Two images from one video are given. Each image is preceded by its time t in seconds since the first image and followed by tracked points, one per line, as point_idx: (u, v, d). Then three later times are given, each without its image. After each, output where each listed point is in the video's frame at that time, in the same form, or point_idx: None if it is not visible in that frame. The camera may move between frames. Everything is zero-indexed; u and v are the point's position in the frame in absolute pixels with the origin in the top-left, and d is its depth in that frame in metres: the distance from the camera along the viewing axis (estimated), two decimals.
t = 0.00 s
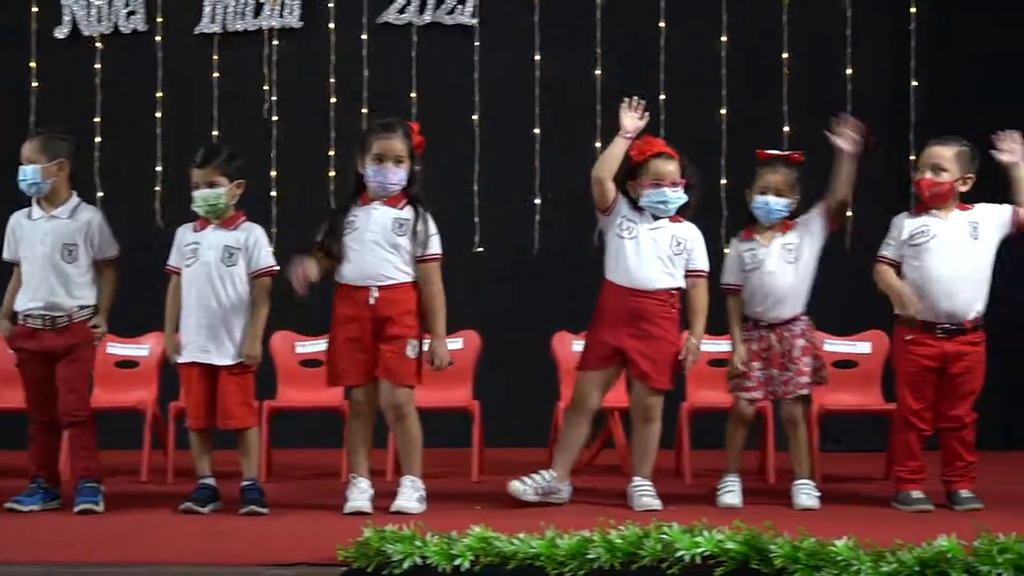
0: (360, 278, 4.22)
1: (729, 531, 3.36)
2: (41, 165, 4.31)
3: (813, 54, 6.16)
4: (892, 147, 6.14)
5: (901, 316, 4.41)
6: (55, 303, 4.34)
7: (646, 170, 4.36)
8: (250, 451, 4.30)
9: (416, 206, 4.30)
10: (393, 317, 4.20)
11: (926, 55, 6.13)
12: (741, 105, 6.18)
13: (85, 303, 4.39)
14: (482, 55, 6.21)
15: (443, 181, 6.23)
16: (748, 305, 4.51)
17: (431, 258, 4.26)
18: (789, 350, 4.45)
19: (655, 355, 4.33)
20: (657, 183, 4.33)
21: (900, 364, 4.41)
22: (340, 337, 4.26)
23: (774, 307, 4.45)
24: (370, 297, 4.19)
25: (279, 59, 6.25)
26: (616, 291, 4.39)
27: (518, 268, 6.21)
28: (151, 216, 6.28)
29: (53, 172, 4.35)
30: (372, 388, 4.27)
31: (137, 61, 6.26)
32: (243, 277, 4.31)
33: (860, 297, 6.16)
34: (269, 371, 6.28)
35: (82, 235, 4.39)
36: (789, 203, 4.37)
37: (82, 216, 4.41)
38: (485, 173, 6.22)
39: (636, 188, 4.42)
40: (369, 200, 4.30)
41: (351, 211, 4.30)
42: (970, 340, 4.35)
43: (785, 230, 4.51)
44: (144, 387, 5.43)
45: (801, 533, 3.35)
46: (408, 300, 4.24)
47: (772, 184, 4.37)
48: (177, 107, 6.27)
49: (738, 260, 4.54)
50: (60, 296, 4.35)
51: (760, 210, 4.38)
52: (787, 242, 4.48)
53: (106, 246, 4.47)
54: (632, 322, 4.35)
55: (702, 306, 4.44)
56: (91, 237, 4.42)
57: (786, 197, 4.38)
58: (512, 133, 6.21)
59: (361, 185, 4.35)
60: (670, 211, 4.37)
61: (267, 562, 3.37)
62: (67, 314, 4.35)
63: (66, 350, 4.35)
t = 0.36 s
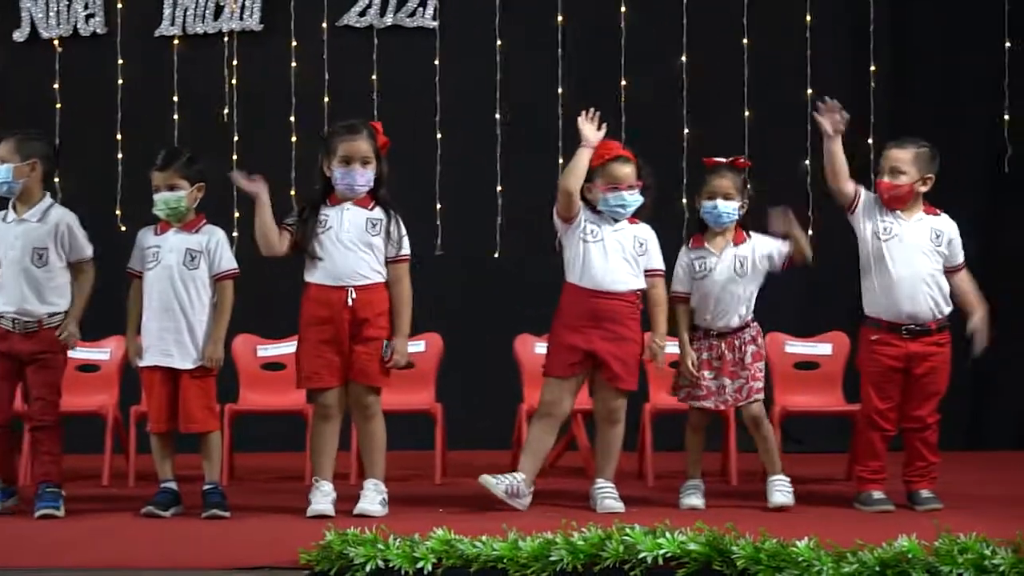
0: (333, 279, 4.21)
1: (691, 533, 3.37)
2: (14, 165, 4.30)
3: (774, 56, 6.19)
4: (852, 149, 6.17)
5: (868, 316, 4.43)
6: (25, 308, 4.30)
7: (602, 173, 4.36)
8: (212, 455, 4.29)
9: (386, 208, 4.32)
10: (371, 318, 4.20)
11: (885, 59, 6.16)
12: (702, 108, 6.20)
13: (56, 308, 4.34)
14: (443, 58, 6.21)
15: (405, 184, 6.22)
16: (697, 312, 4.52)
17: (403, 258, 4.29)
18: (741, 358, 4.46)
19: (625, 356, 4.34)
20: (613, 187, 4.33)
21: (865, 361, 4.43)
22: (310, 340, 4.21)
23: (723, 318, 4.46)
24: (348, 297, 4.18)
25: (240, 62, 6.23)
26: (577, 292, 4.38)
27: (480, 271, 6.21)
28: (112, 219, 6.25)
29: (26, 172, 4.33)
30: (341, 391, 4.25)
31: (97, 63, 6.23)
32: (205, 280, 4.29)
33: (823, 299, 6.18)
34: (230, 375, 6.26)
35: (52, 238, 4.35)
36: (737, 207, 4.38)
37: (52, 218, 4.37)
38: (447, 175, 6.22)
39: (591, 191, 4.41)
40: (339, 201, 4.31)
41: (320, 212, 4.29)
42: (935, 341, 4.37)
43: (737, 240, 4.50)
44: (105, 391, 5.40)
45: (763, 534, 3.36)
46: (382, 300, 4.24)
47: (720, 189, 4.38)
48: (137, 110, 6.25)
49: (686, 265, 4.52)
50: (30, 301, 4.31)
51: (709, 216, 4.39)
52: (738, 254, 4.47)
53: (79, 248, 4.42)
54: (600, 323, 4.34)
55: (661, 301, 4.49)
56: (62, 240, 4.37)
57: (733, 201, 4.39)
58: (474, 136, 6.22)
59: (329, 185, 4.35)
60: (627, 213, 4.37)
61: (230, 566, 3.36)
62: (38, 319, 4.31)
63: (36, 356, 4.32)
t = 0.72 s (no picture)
0: (324, 280, 4.20)
1: (680, 534, 3.38)
2: None
3: (762, 58, 6.20)
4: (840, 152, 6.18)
5: (857, 317, 4.44)
6: None
7: (572, 168, 4.37)
8: (200, 457, 4.29)
9: (380, 210, 4.32)
10: (363, 321, 4.19)
11: (872, 61, 6.18)
12: (690, 111, 6.21)
13: (26, 307, 4.32)
14: (431, 60, 6.22)
15: (394, 186, 6.23)
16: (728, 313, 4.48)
17: (396, 260, 4.30)
18: (764, 359, 4.39)
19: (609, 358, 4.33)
20: (584, 179, 4.34)
21: (854, 363, 4.44)
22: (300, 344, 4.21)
23: (745, 320, 4.42)
24: (339, 299, 4.17)
25: (228, 64, 6.23)
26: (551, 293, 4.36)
27: (469, 273, 6.21)
28: (100, 221, 6.24)
29: None
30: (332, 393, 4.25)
31: (84, 66, 6.23)
32: (193, 283, 4.29)
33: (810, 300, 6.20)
34: (218, 377, 6.26)
35: (21, 236, 4.33)
36: (771, 206, 4.33)
37: (23, 217, 4.35)
38: (435, 178, 6.22)
39: (559, 186, 4.40)
40: (332, 203, 4.31)
41: (314, 214, 4.29)
42: (922, 343, 4.38)
43: (771, 247, 4.41)
44: (93, 394, 5.40)
45: (751, 536, 3.36)
46: (374, 303, 4.24)
47: (751, 188, 4.33)
48: (125, 112, 6.24)
49: (723, 266, 4.50)
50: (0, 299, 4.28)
51: (744, 216, 4.35)
52: (766, 262, 4.39)
53: (50, 247, 4.39)
54: (584, 324, 4.33)
55: (631, 300, 4.51)
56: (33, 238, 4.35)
57: (767, 201, 4.33)
58: (462, 139, 6.22)
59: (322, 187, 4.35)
60: (596, 209, 4.38)
61: (217, 568, 3.36)
62: (10, 318, 4.28)
63: (12, 359, 4.29)
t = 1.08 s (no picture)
0: (319, 282, 4.21)
1: (674, 534, 3.38)
2: None
3: (757, 58, 6.20)
4: (834, 152, 6.18)
5: (853, 316, 4.45)
6: None
7: (535, 165, 4.37)
8: (196, 459, 4.29)
9: (375, 211, 4.32)
10: (357, 322, 4.19)
11: (867, 61, 6.18)
12: (685, 111, 6.21)
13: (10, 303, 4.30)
14: (425, 61, 6.21)
15: (389, 187, 6.22)
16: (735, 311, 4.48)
17: (391, 262, 4.27)
18: (759, 357, 4.38)
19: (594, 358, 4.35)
20: (548, 177, 4.34)
21: (849, 363, 4.45)
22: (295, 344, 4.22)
23: (746, 315, 4.41)
24: (335, 301, 4.17)
25: (222, 65, 6.23)
26: (515, 290, 4.35)
27: (463, 273, 6.21)
28: (94, 222, 6.24)
29: None
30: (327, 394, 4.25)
31: (79, 66, 6.23)
32: (188, 283, 4.28)
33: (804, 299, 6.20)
34: (213, 378, 6.25)
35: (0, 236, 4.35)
36: (779, 204, 4.33)
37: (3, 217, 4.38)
38: (429, 179, 6.22)
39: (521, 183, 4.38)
40: (328, 203, 4.31)
41: (311, 213, 4.30)
42: (918, 342, 4.38)
43: (772, 239, 4.39)
44: (87, 394, 5.40)
45: (745, 536, 3.36)
46: (369, 304, 4.23)
47: (761, 184, 4.33)
48: (120, 113, 6.24)
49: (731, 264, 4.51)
50: None
51: (750, 210, 4.35)
52: (766, 255, 4.38)
53: (29, 248, 4.40)
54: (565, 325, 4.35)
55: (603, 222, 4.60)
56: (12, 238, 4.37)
57: (776, 197, 4.33)
58: (456, 140, 6.22)
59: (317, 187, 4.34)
60: (557, 208, 4.38)
61: (212, 570, 3.35)
62: None
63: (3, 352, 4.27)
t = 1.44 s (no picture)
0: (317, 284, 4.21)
1: (672, 535, 3.39)
2: None
3: (754, 59, 6.20)
4: (832, 153, 6.19)
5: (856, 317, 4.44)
6: None
7: (528, 171, 4.37)
8: (194, 461, 4.30)
9: (375, 214, 4.29)
10: (351, 323, 4.18)
11: (865, 61, 6.18)
12: (682, 112, 6.21)
13: (26, 316, 4.31)
14: (423, 62, 6.21)
15: (386, 188, 6.22)
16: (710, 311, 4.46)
17: (388, 267, 4.25)
18: (756, 358, 4.36)
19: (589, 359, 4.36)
20: (539, 182, 4.35)
21: (851, 364, 4.45)
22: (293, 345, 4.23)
23: (732, 318, 4.39)
24: (326, 303, 4.18)
25: (219, 66, 6.23)
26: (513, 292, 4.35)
27: (461, 274, 6.21)
28: (92, 224, 6.24)
29: None
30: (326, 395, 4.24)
31: (76, 68, 6.22)
32: (185, 285, 4.28)
33: (802, 300, 6.21)
34: (211, 379, 6.25)
35: (19, 247, 4.29)
36: (763, 205, 4.32)
37: (21, 226, 4.31)
38: (427, 180, 6.22)
39: (514, 188, 4.39)
40: (327, 207, 4.33)
41: (310, 219, 4.32)
42: (920, 343, 4.38)
43: (757, 244, 4.40)
44: (85, 397, 5.40)
45: (744, 537, 3.37)
46: (365, 306, 4.22)
47: (746, 185, 4.32)
48: (117, 115, 6.24)
49: (704, 263, 4.48)
50: None
51: (733, 212, 4.33)
52: (755, 259, 4.38)
53: (48, 256, 4.35)
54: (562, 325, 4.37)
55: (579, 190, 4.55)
56: (31, 249, 4.31)
57: (760, 198, 4.32)
58: (454, 141, 6.22)
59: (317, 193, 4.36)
60: (549, 213, 4.37)
61: (209, 571, 3.35)
62: (9, 328, 4.27)
63: (7, 362, 4.27)
